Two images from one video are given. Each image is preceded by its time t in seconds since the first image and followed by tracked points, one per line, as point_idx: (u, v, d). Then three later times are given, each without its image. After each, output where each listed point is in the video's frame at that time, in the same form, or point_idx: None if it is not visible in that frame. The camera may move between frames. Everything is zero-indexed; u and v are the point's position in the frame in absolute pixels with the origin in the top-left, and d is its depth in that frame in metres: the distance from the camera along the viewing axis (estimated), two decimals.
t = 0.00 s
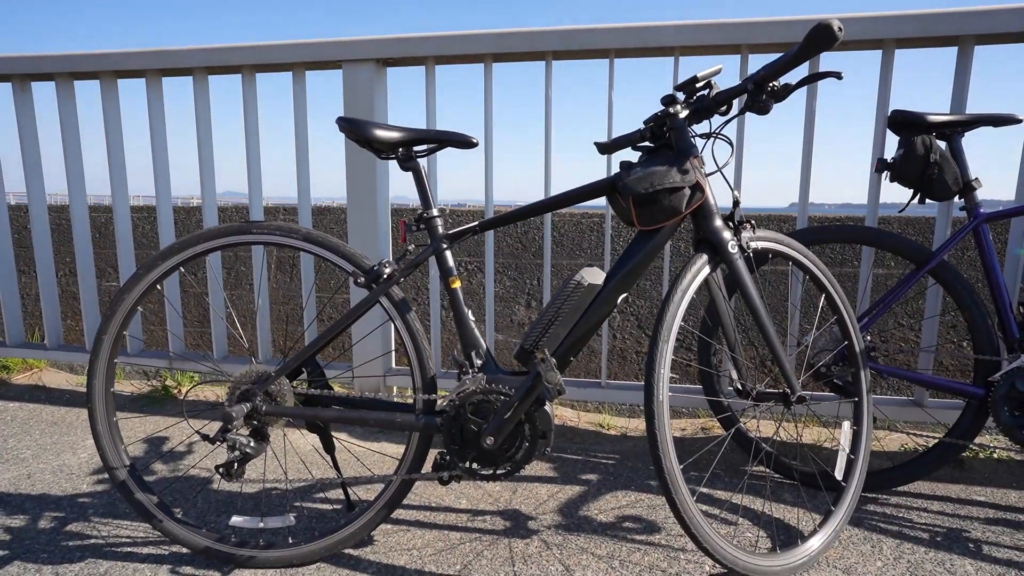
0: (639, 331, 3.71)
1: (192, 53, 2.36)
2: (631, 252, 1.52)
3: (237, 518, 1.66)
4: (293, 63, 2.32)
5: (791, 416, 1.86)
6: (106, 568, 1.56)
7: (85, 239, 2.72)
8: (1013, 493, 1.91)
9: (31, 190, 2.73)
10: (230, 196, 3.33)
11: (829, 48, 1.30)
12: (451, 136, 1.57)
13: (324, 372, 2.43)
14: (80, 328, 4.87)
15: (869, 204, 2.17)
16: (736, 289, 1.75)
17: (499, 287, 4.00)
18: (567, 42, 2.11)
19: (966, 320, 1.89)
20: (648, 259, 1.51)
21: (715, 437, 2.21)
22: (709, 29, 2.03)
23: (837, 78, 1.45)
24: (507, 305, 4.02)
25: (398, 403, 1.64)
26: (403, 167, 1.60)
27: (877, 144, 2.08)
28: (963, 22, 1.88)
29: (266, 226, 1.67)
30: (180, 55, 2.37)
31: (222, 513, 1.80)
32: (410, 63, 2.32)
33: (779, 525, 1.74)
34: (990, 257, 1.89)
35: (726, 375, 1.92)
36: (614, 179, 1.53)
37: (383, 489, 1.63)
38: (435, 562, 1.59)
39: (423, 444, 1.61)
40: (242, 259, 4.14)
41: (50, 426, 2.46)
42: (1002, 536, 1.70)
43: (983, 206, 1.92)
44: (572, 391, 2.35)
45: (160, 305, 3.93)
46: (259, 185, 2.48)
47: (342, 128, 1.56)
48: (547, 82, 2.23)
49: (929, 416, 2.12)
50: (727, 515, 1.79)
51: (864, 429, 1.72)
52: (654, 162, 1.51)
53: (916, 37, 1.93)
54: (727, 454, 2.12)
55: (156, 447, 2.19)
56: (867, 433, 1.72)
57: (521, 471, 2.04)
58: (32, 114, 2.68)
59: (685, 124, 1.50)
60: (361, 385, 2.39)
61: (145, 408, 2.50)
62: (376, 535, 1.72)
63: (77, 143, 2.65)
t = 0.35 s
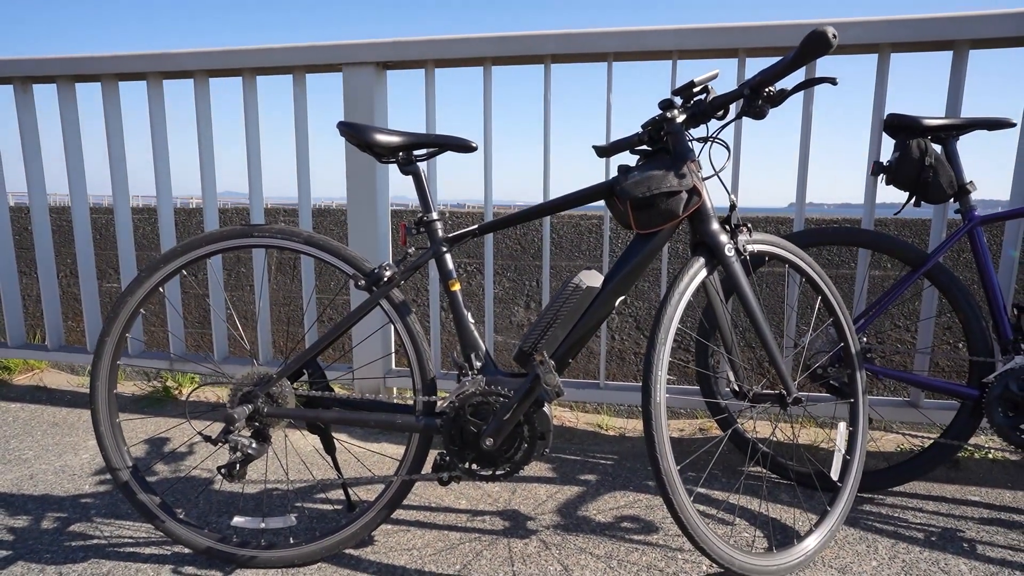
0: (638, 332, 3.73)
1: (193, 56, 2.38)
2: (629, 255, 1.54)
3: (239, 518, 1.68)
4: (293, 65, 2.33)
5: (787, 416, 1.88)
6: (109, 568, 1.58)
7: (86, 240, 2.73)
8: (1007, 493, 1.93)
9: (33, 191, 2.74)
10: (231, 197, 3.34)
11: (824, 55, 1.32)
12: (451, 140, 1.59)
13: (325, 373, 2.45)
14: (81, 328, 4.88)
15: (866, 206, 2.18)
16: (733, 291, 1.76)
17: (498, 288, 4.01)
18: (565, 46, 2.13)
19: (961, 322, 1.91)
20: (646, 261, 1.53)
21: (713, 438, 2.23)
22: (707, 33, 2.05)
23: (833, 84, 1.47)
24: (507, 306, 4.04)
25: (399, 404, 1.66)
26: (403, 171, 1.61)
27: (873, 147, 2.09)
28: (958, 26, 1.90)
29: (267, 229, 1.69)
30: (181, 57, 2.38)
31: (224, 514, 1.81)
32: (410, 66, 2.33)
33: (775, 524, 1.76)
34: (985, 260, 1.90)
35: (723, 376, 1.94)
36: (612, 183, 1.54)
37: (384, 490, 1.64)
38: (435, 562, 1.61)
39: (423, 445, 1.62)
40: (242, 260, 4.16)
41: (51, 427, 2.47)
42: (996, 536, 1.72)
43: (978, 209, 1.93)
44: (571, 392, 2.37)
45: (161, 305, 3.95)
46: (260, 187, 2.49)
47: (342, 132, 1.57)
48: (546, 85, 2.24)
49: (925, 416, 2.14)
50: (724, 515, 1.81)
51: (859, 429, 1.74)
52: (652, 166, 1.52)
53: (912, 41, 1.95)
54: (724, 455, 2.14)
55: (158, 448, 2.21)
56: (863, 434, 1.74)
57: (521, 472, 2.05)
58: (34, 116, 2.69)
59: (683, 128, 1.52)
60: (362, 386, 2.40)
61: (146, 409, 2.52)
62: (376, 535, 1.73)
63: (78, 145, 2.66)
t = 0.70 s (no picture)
0: (638, 332, 3.73)
1: (193, 56, 2.38)
2: (631, 254, 1.54)
3: (239, 518, 1.67)
4: (293, 65, 2.33)
5: (788, 416, 1.88)
6: (109, 568, 1.58)
7: (86, 240, 2.73)
8: (1008, 493, 1.93)
9: (33, 191, 2.74)
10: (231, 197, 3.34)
11: (825, 54, 1.31)
12: (452, 139, 1.59)
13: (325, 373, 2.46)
14: (81, 328, 4.88)
15: (867, 205, 2.18)
16: (733, 290, 1.76)
17: (499, 288, 4.01)
18: (566, 45, 2.13)
19: (962, 321, 1.91)
20: (648, 260, 1.53)
21: (713, 437, 2.23)
22: (707, 33, 2.05)
23: (834, 83, 1.47)
24: (507, 306, 4.04)
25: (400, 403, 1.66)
26: (404, 171, 1.61)
27: (874, 147, 2.09)
28: (958, 26, 1.90)
29: (268, 229, 1.69)
30: (181, 57, 2.38)
31: (225, 514, 1.81)
32: (410, 66, 2.33)
33: (776, 524, 1.76)
34: (986, 259, 1.90)
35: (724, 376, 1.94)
36: (613, 183, 1.54)
37: (385, 490, 1.64)
38: (436, 562, 1.61)
39: (424, 445, 1.62)
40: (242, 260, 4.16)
41: (51, 427, 2.47)
42: (997, 535, 1.72)
43: (979, 208, 1.93)
44: (572, 392, 2.37)
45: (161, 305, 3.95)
46: (260, 186, 2.49)
47: (343, 132, 1.57)
48: (547, 84, 2.24)
49: (925, 416, 2.13)
50: (725, 515, 1.81)
51: (860, 429, 1.74)
52: (653, 165, 1.52)
53: (912, 41, 1.95)
54: (725, 454, 2.14)
55: (158, 448, 2.20)
56: (864, 433, 1.74)
57: (521, 472, 2.05)
58: (34, 116, 2.69)
59: (684, 128, 1.52)
60: (362, 386, 2.40)
61: (147, 409, 2.52)
62: (377, 535, 1.73)
63: (78, 145, 2.66)
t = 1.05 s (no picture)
0: (639, 333, 3.72)
1: (193, 56, 2.37)
2: (633, 256, 1.53)
3: (239, 521, 1.67)
4: (294, 65, 2.32)
5: (791, 418, 1.88)
6: (109, 571, 1.57)
7: (86, 241, 2.72)
8: (1011, 495, 1.93)
9: (32, 192, 2.73)
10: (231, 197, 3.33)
11: (829, 55, 1.31)
12: (453, 141, 1.58)
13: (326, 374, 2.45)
14: (81, 329, 4.87)
15: (869, 207, 2.17)
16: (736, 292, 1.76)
17: (499, 289, 4.00)
18: (567, 46, 2.12)
19: (964, 323, 1.90)
20: (650, 263, 1.52)
21: (715, 439, 2.23)
22: (709, 34, 2.04)
23: (837, 85, 1.46)
24: (508, 306, 4.03)
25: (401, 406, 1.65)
26: (405, 172, 1.60)
27: (875, 148, 2.09)
28: (961, 26, 1.89)
29: (269, 231, 1.68)
30: (181, 57, 2.38)
31: (225, 516, 1.80)
32: (411, 66, 2.32)
33: (779, 527, 1.75)
34: (988, 261, 1.90)
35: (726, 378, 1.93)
36: (615, 185, 1.54)
37: (386, 492, 1.63)
38: (437, 565, 1.60)
39: (425, 447, 1.61)
40: (242, 260, 4.15)
41: (51, 429, 2.46)
42: (1000, 538, 1.71)
43: (981, 210, 1.93)
44: (573, 394, 2.36)
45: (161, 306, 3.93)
46: (260, 187, 2.48)
47: (344, 133, 1.56)
48: (548, 85, 2.23)
49: (927, 418, 2.13)
50: (727, 518, 1.80)
51: (863, 431, 1.73)
52: (655, 167, 1.51)
53: (914, 42, 1.94)
54: (727, 456, 2.13)
55: (158, 450, 2.20)
56: (866, 436, 1.73)
57: (522, 474, 2.05)
58: (33, 116, 2.68)
59: (686, 129, 1.51)
60: (363, 387, 2.39)
61: (147, 411, 2.51)
62: (378, 538, 1.73)
63: (77, 146, 2.65)
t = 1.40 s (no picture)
0: (638, 331, 3.74)
1: (194, 55, 2.38)
2: (631, 253, 1.55)
3: (241, 515, 1.68)
4: (294, 64, 2.34)
5: (788, 414, 1.89)
6: (112, 565, 1.58)
7: (88, 239, 2.73)
8: (1007, 491, 1.94)
9: (34, 190, 2.74)
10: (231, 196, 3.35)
11: (825, 53, 1.32)
12: (453, 138, 1.59)
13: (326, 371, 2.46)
14: (82, 327, 4.88)
15: (866, 204, 2.19)
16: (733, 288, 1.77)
17: (499, 287, 4.01)
18: (567, 45, 2.13)
19: (961, 320, 1.91)
20: (648, 259, 1.53)
21: (713, 435, 2.24)
22: (707, 32, 2.05)
23: (834, 82, 1.47)
24: (507, 305, 4.04)
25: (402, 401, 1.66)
26: (405, 170, 1.62)
27: (872, 146, 2.10)
28: (958, 25, 1.90)
29: (271, 228, 1.69)
30: (182, 56, 2.39)
31: (227, 511, 1.82)
32: (411, 65, 2.33)
33: (776, 521, 1.77)
34: (985, 258, 1.91)
35: (725, 374, 1.94)
36: (613, 182, 1.55)
37: (386, 487, 1.65)
38: (438, 559, 1.61)
39: (425, 442, 1.63)
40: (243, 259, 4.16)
41: (52, 426, 2.48)
42: (996, 533, 1.72)
43: (978, 207, 1.94)
44: (572, 391, 2.37)
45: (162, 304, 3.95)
46: (261, 186, 2.49)
47: (345, 130, 1.57)
48: (547, 83, 2.25)
49: (925, 414, 2.14)
50: (725, 513, 1.82)
51: (860, 427, 1.75)
52: (653, 164, 1.53)
53: (911, 40, 1.95)
54: (725, 452, 2.15)
55: (160, 446, 2.21)
56: (864, 431, 1.75)
57: (521, 470, 2.06)
58: (35, 115, 2.69)
59: (684, 127, 1.53)
60: (363, 384, 2.41)
61: (148, 408, 2.52)
62: (378, 532, 1.74)
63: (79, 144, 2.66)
